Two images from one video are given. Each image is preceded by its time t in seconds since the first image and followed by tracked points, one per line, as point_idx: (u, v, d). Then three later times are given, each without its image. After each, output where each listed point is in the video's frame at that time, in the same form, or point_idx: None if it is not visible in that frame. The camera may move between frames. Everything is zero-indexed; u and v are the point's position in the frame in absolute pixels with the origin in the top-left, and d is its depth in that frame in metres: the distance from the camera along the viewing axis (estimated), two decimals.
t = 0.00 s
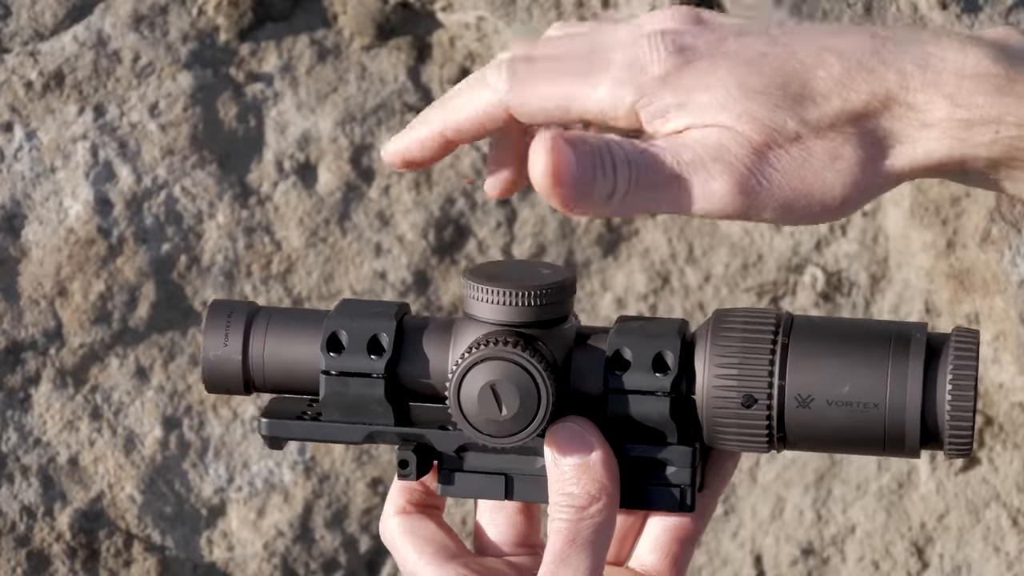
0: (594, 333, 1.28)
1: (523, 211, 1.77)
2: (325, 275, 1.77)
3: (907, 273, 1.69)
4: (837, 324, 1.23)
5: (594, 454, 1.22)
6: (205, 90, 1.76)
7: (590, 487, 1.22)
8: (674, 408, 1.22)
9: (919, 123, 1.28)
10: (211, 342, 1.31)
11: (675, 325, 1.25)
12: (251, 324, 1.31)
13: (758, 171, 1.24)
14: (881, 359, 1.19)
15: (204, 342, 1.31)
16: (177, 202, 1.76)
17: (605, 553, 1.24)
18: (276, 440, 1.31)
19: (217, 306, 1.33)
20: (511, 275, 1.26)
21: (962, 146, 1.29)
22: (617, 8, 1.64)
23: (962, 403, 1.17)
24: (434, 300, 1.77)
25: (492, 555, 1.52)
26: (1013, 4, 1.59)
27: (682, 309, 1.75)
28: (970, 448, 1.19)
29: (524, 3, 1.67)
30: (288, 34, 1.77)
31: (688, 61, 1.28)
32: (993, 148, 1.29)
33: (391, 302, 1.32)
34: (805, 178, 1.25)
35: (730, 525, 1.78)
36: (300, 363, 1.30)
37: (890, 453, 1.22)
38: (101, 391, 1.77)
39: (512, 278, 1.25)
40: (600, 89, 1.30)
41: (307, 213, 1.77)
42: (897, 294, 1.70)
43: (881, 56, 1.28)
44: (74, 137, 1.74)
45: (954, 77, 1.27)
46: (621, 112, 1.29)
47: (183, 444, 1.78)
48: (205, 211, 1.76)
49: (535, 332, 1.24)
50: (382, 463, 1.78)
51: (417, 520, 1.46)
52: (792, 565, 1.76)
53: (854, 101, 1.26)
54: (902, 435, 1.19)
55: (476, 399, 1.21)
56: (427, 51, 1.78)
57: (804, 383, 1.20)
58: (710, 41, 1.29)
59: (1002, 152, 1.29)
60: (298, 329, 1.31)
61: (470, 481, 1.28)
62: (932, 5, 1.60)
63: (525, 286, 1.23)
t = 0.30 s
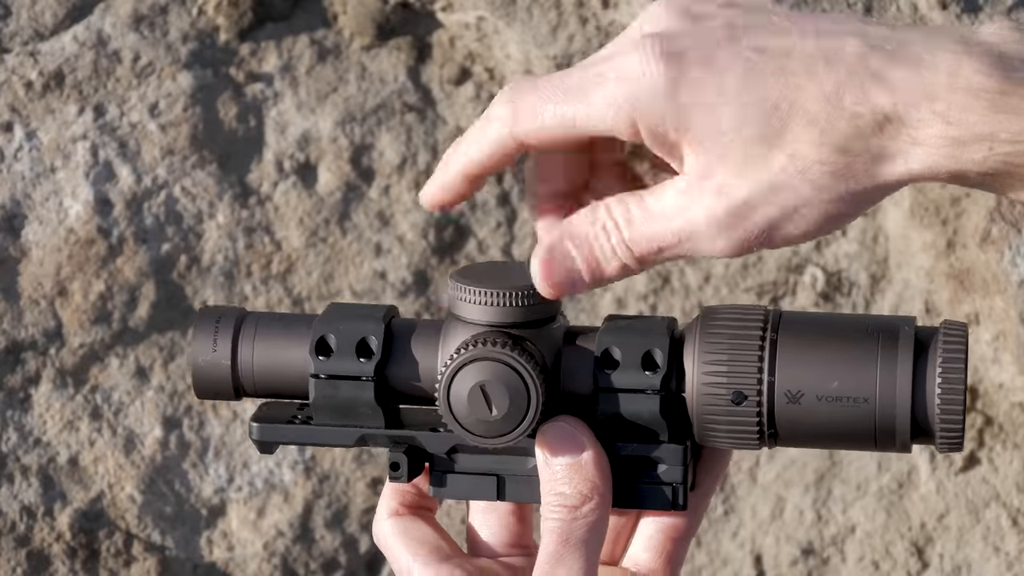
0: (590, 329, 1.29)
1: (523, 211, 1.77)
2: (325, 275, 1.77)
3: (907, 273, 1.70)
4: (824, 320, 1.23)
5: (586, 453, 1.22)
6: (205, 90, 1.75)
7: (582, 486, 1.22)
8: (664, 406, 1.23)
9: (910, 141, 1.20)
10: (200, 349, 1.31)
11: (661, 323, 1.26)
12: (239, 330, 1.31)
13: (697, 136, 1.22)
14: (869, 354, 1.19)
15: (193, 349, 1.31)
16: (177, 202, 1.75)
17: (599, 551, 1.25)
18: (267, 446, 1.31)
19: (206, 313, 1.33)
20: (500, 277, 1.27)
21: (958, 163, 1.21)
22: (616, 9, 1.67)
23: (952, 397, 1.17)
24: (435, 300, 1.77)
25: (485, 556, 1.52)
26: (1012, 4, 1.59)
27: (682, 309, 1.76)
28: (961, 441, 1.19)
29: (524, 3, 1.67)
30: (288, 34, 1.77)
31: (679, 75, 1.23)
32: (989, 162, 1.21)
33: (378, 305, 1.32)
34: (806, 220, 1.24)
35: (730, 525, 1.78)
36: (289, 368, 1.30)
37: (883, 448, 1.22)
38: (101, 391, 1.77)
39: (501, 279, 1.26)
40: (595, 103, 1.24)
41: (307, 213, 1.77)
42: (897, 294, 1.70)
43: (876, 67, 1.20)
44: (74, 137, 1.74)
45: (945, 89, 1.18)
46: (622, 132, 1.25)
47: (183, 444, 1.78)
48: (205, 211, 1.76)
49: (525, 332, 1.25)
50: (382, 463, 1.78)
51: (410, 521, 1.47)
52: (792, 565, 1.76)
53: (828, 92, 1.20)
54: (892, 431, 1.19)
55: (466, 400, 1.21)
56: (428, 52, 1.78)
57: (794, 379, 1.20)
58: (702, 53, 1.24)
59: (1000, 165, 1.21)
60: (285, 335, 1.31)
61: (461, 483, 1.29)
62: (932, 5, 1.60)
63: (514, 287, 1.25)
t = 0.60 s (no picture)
0: (603, 338, 1.29)
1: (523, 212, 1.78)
2: (325, 276, 1.77)
3: (907, 273, 1.69)
4: (835, 329, 1.23)
5: (597, 459, 1.22)
6: (205, 90, 1.75)
7: (593, 493, 1.22)
8: (674, 412, 1.23)
9: (886, 151, 1.20)
10: (212, 351, 1.31)
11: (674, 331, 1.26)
12: (251, 333, 1.31)
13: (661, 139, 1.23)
14: (879, 362, 1.19)
15: (205, 351, 1.31)
16: (177, 202, 1.76)
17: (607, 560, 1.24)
18: (278, 448, 1.31)
19: (218, 316, 1.33)
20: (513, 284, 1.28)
21: (931, 169, 1.21)
22: (617, 9, 1.68)
23: (961, 407, 1.17)
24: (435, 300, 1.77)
25: (493, 564, 1.52)
26: (1012, 3, 1.59)
27: (682, 309, 1.75)
28: (970, 453, 1.19)
29: (524, 3, 1.67)
30: (288, 34, 1.77)
31: (658, 108, 1.22)
32: (959, 166, 1.21)
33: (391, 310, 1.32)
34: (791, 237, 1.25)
35: (730, 524, 1.78)
36: (301, 371, 1.30)
37: (891, 458, 1.22)
38: (101, 391, 1.77)
39: (514, 287, 1.27)
40: (584, 150, 1.25)
41: (307, 214, 1.77)
42: (897, 294, 1.70)
43: (847, 86, 1.21)
44: (74, 137, 1.74)
45: (914, 97, 1.19)
46: (611, 171, 1.26)
47: (183, 444, 1.78)
48: (205, 211, 1.76)
49: (536, 338, 1.25)
50: (382, 463, 1.78)
51: (418, 527, 1.47)
52: (792, 565, 1.76)
53: (800, 111, 1.21)
54: (902, 440, 1.19)
55: (477, 401, 1.21)
56: (427, 52, 1.78)
57: (803, 387, 1.20)
58: (678, 83, 1.23)
59: (969, 169, 1.21)
60: (299, 338, 1.31)
61: (470, 488, 1.29)
62: (932, 5, 1.60)
63: (529, 292, 1.25)
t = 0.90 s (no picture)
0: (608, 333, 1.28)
1: (523, 212, 1.77)
2: (325, 276, 1.76)
3: (907, 273, 1.69)
4: (840, 329, 1.23)
5: (597, 454, 1.22)
6: (205, 90, 1.75)
7: (593, 488, 1.23)
8: (677, 410, 1.22)
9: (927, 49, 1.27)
10: (215, 337, 1.31)
11: (679, 327, 1.25)
12: (255, 320, 1.31)
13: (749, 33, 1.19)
14: (884, 364, 1.19)
15: (208, 337, 1.31)
16: (177, 202, 1.75)
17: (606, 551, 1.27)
18: (279, 437, 1.31)
19: (222, 303, 1.33)
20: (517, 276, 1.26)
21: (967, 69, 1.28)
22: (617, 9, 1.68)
23: (965, 411, 1.17)
24: (435, 301, 1.77)
25: (492, 557, 1.52)
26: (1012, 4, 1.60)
27: (682, 309, 1.75)
28: (973, 456, 1.19)
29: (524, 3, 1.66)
30: (288, 34, 1.77)
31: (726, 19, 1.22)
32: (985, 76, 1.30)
33: (396, 301, 1.32)
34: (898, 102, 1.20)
35: (730, 524, 1.79)
36: (303, 360, 1.30)
37: (893, 460, 1.22)
38: (101, 391, 1.77)
39: (517, 279, 1.25)
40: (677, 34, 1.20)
41: (307, 214, 1.77)
42: (897, 294, 1.70)
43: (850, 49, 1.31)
44: (74, 137, 1.74)
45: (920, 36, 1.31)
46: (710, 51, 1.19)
47: (183, 444, 1.78)
48: (205, 211, 1.76)
49: (539, 332, 1.24)
50: (382, 463, 1.78)
51: (419, 519, 1.47)
52: (792, 565, 1.76)
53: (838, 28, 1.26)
54: (904, 442, 1.19)
55: (479, 395, 1.21)
56: (427, 52, 1.78)
57: (806, 387, 1.20)
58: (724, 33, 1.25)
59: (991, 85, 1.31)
60: (301, 327, 1.31)
61: (471, 480, 1.29)
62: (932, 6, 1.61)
63: (530, 286, 1.23)
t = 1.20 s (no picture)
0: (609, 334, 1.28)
1: (523, 212, 1.78)
2: (325, 276, 1.76)
3: (907, 273, 1.69)
4: (840, 331, 1.23)
5: (597, 454, 1.22)
6: (204, 90, 1.75)
7: (594, 489, 1.22)
8: (677, 411, 1.22)
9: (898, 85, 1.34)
10: (216, 339, 1.31)
11: (679, 330, 1.25)
12: (255, 322, 1.31)
13: (755, 76, 1.22)
14: (884, 366, 1.19)
15: (208, 339, 1.31)
16: (177, 202, 1.76)
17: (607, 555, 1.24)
18: (279, 440, 1.31)
19: (222, 306, 1.33)
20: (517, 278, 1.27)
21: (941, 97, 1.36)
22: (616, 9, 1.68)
23: (966, 411, 1.17)
24: (435, 301, 1.77)
25: (492, 558, 1.52)
26: (1012, 3, 1.59)
27: (682, 309, 1.75)
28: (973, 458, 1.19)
29: (524, 3, 1.66)
30: (288, 34, 1.77)
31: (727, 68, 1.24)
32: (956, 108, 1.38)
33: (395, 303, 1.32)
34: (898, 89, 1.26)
35: (730, 525, 1.78)
36: (304, 362, 1.30)
37: (894, 462, 1.22)
38: (101, 391, 1.77)
39: (516, 281, 1.26)
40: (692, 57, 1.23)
41: (307, 214, 1.77)
42: (897, 294, 1.70)
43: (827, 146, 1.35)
44: (74, 137, 1.74)
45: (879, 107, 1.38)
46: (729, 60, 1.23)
47: (183, 444, 1.78)
48: (205, 211, 1.76)
49: (540, 334, 1.24)
50: (382, 463, 1.78)
51: (418, 521, 1.47)
52: (792, 565, 1.76)
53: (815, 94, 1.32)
54: (904, 444, 1.19)
55: (480, 396, 1.21)
56: (428, 52, 1.78)
57: (807, 388, 1.20)
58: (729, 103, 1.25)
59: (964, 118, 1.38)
60: (302, 330, 1.31)
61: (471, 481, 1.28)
62: (932, 5, 1.61)
63: (532, 288, 1.24)
